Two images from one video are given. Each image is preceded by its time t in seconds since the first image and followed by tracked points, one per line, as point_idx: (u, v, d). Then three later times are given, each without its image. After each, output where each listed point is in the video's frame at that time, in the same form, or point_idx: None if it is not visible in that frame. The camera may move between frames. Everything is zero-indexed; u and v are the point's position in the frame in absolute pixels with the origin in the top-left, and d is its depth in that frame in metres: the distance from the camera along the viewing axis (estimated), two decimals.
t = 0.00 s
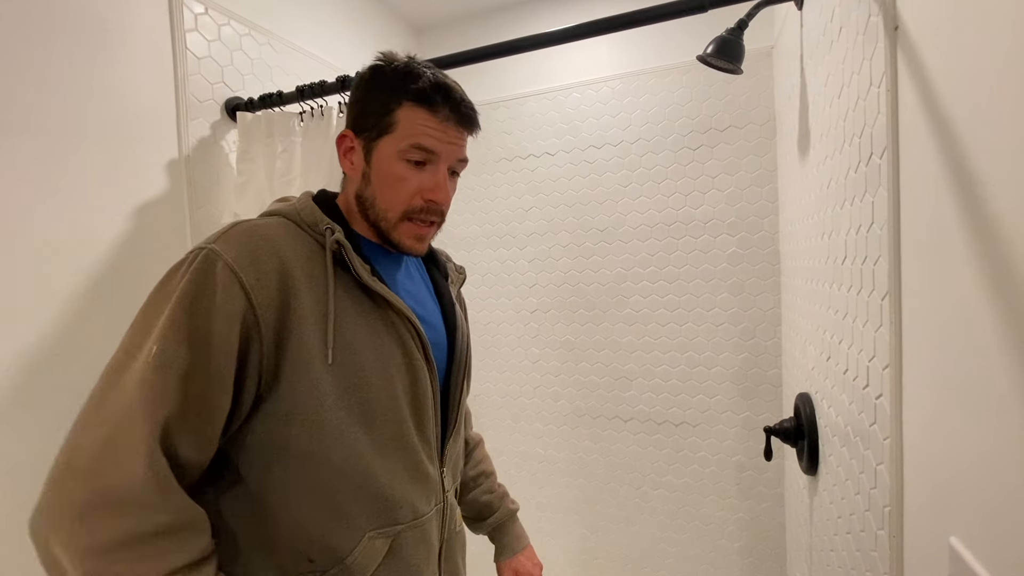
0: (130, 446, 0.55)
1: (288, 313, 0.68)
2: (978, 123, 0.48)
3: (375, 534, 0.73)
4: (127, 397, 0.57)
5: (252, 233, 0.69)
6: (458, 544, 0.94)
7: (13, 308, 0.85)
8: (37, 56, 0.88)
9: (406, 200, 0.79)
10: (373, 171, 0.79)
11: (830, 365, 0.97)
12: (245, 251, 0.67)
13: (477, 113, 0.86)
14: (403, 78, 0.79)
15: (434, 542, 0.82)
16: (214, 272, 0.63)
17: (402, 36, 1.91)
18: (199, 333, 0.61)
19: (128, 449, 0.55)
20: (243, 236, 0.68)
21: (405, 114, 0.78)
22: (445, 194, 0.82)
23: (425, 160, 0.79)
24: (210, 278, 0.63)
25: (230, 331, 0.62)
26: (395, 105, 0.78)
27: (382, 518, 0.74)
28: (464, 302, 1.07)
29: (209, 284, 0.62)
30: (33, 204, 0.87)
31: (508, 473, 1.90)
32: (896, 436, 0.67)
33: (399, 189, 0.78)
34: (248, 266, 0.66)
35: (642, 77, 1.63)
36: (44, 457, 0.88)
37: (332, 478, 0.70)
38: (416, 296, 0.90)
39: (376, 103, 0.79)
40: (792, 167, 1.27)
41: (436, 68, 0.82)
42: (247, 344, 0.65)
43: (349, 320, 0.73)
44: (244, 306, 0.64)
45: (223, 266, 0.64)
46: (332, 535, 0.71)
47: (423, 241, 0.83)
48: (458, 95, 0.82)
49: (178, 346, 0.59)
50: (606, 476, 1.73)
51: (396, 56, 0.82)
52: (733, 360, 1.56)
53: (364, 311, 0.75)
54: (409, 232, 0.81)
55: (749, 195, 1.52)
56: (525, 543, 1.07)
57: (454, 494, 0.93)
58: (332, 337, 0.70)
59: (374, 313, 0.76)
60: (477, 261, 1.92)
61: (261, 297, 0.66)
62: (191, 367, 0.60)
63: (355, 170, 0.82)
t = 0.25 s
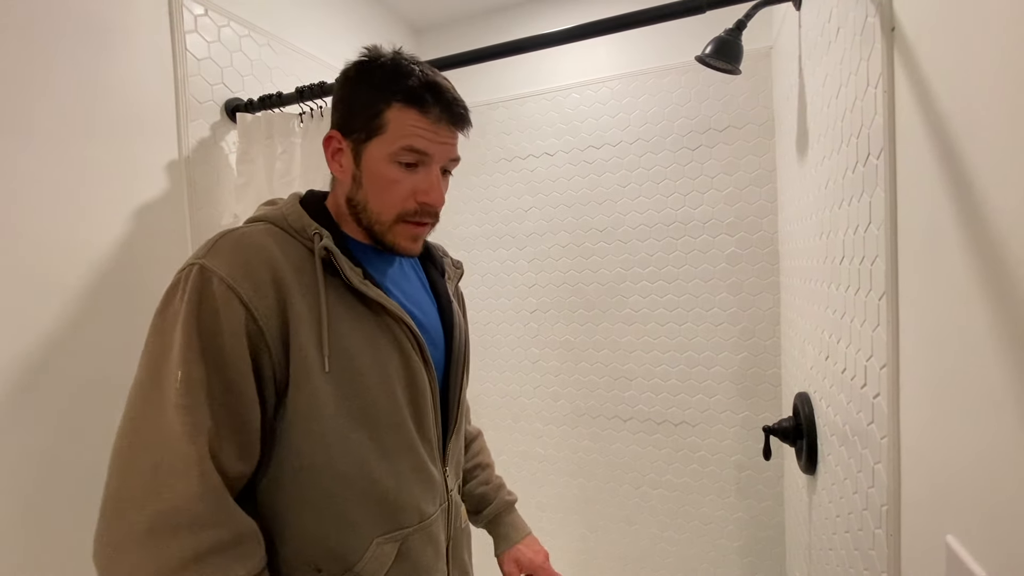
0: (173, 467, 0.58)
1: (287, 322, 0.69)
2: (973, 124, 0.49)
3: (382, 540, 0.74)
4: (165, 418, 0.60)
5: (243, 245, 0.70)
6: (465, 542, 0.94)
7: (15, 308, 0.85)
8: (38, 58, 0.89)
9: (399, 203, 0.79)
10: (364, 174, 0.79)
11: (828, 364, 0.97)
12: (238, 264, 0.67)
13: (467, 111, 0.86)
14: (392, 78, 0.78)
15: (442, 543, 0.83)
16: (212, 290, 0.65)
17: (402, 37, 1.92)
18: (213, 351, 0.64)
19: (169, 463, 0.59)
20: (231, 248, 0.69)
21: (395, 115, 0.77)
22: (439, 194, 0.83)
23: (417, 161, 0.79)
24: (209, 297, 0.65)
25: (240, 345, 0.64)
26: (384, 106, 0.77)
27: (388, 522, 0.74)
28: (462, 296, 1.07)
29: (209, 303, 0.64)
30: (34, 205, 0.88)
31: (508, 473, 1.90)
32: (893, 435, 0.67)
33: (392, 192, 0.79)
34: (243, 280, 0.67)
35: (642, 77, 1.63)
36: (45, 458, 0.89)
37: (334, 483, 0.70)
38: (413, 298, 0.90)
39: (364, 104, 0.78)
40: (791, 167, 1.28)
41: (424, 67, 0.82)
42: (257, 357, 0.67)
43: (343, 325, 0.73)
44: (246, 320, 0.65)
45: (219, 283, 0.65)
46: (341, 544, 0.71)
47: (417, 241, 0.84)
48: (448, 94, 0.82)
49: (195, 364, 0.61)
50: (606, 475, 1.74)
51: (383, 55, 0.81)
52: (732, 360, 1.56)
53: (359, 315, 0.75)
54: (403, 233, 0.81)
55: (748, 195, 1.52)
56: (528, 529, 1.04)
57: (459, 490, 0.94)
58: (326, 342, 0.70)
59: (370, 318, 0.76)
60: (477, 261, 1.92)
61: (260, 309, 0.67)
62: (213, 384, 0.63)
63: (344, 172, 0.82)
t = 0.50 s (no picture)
0: (186, 481, 0.60)
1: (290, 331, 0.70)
2: (970, 125, 0.49)
3: (392, 541, 0.75)
4: (177, 434, 0.61)
5: (240, 255, 0.69)
6: (472, 539, 0.94)
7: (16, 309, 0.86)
8: (38, 59, 0.89)
9: (409, 215, 0.80)
10: (376, 186, 0.79)
11: (827, 363, 0.97)
12: (237, 276, 0.67)
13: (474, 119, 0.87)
14: (405, 90, 0.78)
15: (450, 541, 0.84)
16: (213, 303, 0.65)
17: (401, 37, 1.92)
18: (221, 364, 0.64)
19: (182, 469, 0.60)
20: (229, 261, 0.68)
21: (409, 129, 0.77)
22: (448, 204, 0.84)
23: (430, 174, 0.80)
24: (211, 310, 0.65)
25: (247, 356, 0.65)
26: (398, 119, 0.77)
27: (398, 524, 0.75)
28: (460, 294, 1.07)
29: (213, 316, 0.64)
30: (35, 205, 0.88)
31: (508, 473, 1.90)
32: (891, 434, 0.67)
33: (406, 204, 0.79)
34: (243, 291, 0.67)
35: (641, 78, 1.63)
36: (46, 457, 0.89)
37: (339, 487, 0.70)
38: (413, 300, 0.91)
39: (376, 115, 0.77)
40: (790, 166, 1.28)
41: (435, 77, 0.81)
42: (266, 368, 0.68)
43: (342, 330, 0.73)
44: (250, 331, 0.66)
45: (219, 297, 0.65)
46: (350, 548, 0.72)
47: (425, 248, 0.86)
48: (459, 105, 0.82)
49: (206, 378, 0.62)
50: (606, 474, 1.74)
51: (391, 62, 0.80)
52: (731, 359, 1.56)
53: (357, 320, 0.75)
54: (414, 242, 0.83)
55: (747, 194, 1.53)
56: (528, 507, 1.02)
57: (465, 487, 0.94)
58: (326, 347, 0.71)
59: (370, 323, 0.77)
60: (477, 261, 1.93)
61: (265, 319, 0.67)
62: (223, 398, 0.63)
63: (351, 180, 0.80)
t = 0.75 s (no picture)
0: (181, 483, 0.60)
1: (282, 337, 0.70)
2: (967, 125, 0.49)
3: (391, 542, 0.75)
4: (170, 440, 0.62)
5: (232, 263, 0.70)
6: (473, 537, 0.94)
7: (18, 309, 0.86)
8: (39, 60, 0.89)
9: (401, 221, 0.80)
10: (368, 192, 0.79)
11: (827, 362, 0.97)
12: (229, 283, 0.68)
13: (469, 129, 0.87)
14: (399, 99, 0.78)
15: (450, 542, 0.84)
16: (205, 312, 0.65)
17: (401, 37, 1.92)
18: (214, 369, 0.64)
19: (178, 475, 0.60)
20: (221, 269, 0.69)
21: (403, 137, 0.77)
22: (440, 212, 0.84)
23: (422, 181, 0.80)
24: (203, 318, 0.65)
25: (240, 362, 0.65)
26: (392, 127, 0.77)
27: (396, 526, 0.75)
28: (460, 296, 1.07)
29: (204, 325, 0.65)
30: (36, 206, 0.88)
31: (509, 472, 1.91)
32: (889, 432, 0.68)
33: (397, 210, 0.79)
34: (235, 298, 0.67)
35: (640, 78, 1.64)
36: (49, 456, 0.90)
37: (336, 489, 0.70)
38: (408, 303, 0.91)
39: (370, 122, 0.78)
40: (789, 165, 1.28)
41: (431, 87, 0.82)
42: (259, 374, 0.68)
43: (335, 333, 0.74)
44: (242, 338, 0.66)
45: (211, 305, 0.66)
46: (349, 550, 0.72)
47: (416, 255, 0.86)
48: (454, 115, 0.82)
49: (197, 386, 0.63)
50: (606, 473, 1.75)
51: (388, 71, 0.80)
52: (731, 359, 1.57)
53: (350, 324, 0.76)
54: (405, 249, 0.83)
55: (747, 193, 1.53)
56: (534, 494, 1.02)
57: (464, 488, 0.94)
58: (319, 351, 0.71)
59: (363, 326, 0.77)
60: (478, 261, 1.93)
61: (257, 326, 0.68)
62: (216, 404, 0.64)
63: (345, 186, 0.81)
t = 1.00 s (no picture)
0: (181, 482, 0.60)
1: (278, 338, 0.70)
2: (969, 124, 0.49)
3: (390, 542, 0.75)
4: (167, 441, 0.62)
5: (228, 266, 0.70)
6: (473, 536, 0.94)
7: (19, 309, 0.86)
8: (40, 60, 0.89)
9: (390, 221, 0.79)
10: (359, 191, 0.79)
11: (828, 361, 0.98)
12: (225, 285, 0.68)
13: (464, 130, 0.86)
14: (389, 99, 0.78)
15: (449, 541, 0.84)
16: (201, 314, 0.66)
17: (402, 37, 1.92)
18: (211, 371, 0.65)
19: (177, 476, 0.60)
20: (217, 272, 0.69)
21: (392, 137, 0.77)
22: (432, 212, 0.83)
23: (412, 181, 0.79)
24: (199, 320, 0.65)
25: (236, 364, 0.65)
26: (382, 127, 0.77)
27: (395, 525, 0.75)
28: (461, 296, 1.07)
29: (200, 327, 0.65)
30: (38, 206, 0.88)
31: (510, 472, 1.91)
32: (891, 431, 0.68)
33: (386, 210, 0.79)
34: (230, 300, 0.68)
35: (640, 78, 1.64)
36: (51, 457, 0.90)
37: (333, 488, 0.71)
38: (407, 304, 0.91)
39: (360, 122, 0.78)
40: (790, 164, 1.29)
41: (423, 87, 0.81)
42: (255, 376, 0.68)
43: (331, 334, 0.74)
44: (237, 340, 0.66)
45: (207, 307, 0.66)
46: (347, 549, 0.73)
47: (409, 256, 0.85)
48: (446, 115, 0.81)
49: (194, 387, 0.63)
50: (607, 473, 1.75)
51: (381, 72, 0.80)
52: (732, 358, 1.57)
53: (346, 325, 0.75)
54: (395, 249, 0.82)
55: (748, 192, 1.53)
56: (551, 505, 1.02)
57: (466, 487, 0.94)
58: (314, 352, 0.71)
59: (361, 326, 0.77)
60: (478, 261, 1.93)
61: (252, 328, 0.68)
62: (212, 406, 0.64)
63: (338, 186, 0.81)
